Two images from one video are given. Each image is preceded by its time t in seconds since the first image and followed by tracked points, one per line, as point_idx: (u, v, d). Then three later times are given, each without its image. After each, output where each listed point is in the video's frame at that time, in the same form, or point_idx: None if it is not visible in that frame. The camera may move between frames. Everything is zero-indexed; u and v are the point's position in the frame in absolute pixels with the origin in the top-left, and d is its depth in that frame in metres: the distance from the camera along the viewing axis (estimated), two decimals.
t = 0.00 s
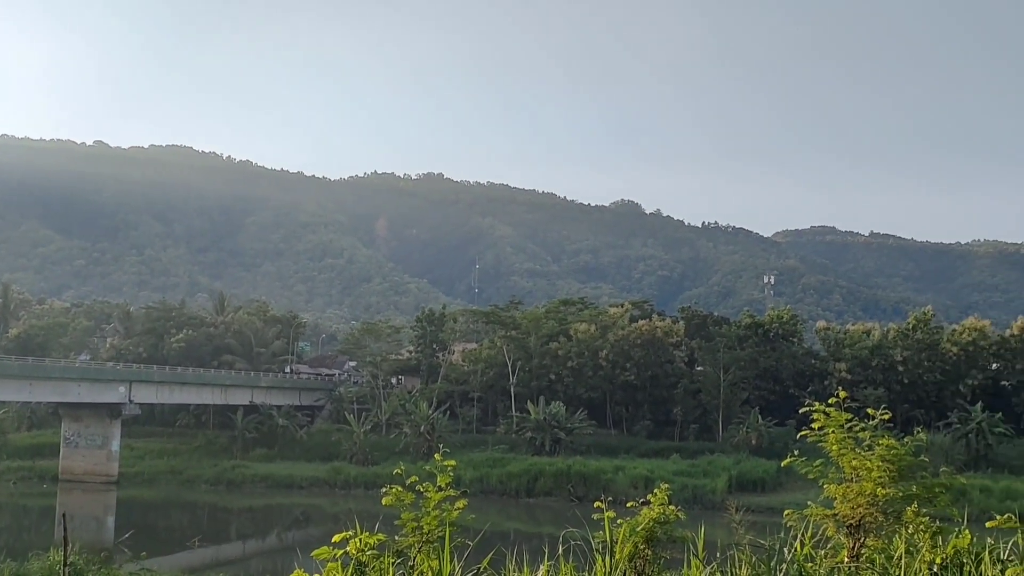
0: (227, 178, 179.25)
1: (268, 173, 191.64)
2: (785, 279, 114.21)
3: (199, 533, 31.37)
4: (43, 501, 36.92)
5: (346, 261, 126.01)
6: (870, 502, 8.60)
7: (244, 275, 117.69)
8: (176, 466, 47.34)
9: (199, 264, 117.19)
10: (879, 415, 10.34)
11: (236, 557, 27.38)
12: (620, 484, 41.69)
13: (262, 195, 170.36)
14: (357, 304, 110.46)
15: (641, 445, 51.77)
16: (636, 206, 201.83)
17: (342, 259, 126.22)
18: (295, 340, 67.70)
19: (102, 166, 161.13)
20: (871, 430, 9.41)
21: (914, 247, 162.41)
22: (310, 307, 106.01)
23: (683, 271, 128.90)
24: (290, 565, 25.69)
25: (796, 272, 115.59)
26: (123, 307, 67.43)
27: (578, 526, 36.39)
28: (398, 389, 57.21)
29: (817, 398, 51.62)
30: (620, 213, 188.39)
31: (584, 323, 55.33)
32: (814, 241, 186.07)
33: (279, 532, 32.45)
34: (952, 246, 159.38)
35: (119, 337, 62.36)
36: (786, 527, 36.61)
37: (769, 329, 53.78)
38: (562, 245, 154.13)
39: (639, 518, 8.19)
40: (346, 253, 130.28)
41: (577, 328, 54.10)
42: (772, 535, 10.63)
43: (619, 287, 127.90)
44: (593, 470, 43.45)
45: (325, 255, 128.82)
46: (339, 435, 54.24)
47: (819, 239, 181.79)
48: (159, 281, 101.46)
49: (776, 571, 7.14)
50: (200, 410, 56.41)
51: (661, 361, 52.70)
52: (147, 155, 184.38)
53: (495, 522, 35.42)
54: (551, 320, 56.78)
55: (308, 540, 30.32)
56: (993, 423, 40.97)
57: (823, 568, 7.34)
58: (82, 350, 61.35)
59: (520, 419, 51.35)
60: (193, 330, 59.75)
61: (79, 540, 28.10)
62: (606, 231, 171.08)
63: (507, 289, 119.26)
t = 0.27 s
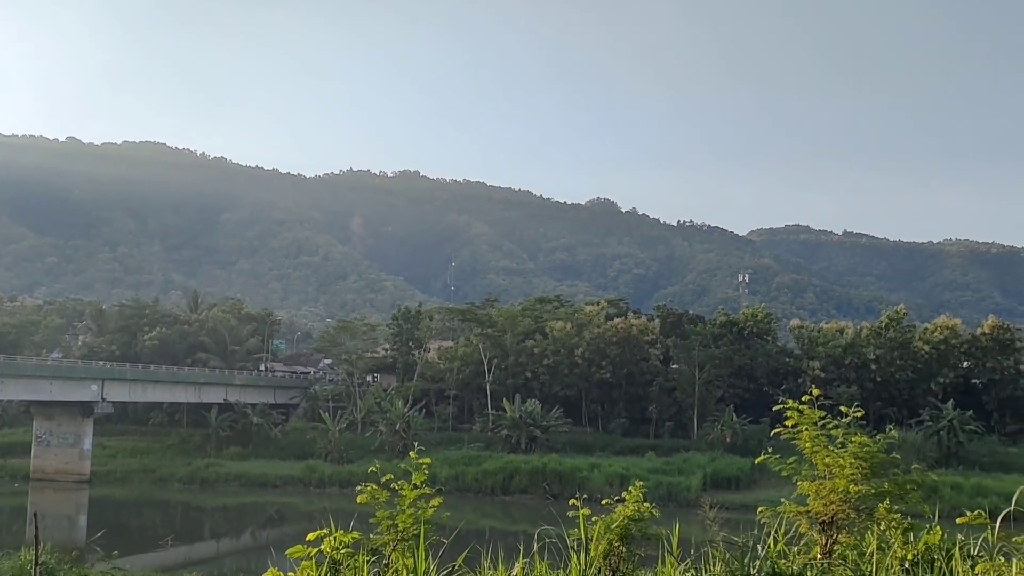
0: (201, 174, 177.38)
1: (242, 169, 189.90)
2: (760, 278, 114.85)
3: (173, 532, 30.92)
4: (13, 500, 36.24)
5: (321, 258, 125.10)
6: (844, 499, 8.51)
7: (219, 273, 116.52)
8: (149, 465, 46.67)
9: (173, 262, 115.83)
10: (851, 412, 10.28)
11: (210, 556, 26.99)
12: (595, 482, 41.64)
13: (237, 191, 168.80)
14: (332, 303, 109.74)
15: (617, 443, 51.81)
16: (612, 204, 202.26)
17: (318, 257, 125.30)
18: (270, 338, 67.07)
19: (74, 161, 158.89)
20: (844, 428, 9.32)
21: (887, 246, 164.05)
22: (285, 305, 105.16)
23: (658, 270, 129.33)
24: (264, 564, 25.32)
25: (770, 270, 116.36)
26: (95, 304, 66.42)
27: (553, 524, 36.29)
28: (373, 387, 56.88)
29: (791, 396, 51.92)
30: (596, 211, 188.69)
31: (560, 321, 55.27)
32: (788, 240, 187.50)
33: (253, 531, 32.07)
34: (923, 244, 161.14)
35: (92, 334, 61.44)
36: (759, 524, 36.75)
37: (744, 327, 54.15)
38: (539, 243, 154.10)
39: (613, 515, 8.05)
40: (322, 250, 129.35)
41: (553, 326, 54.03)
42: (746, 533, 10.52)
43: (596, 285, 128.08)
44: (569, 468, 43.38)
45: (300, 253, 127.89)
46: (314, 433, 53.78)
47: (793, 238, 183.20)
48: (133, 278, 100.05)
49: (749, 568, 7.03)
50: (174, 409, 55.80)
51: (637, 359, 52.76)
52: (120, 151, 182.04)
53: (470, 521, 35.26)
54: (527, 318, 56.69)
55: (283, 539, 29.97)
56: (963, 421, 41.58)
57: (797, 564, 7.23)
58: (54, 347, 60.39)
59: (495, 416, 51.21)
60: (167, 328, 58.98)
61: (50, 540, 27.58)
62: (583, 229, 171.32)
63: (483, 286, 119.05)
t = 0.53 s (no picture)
0: (172, 170, 175.14)
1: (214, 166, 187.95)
2: (733, 277, 115.48)
3: (144, 531, 30.45)
4: None
5: (294, 256, 124.14)
6: (815, 497, 8.43)
7: (191, 271, 115.16)
8: (119, 464, 45.92)
9: (144, 259, 114.30)
10: (822, 411, 10.24)
11: (181, 556, 26.58)
12: (568, 479, 41.60)
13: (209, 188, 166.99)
14: (306, 301, 108.98)
15: (590, 441, 51.88)
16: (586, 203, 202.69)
17: (291, 255, 124.35)
18: (242, 335, 66.38)
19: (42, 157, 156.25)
20: (816, 426, 9.25)
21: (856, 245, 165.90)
22: (257, 303, 104.21)
23: (632, 269, 129.72)
24: (236, 564, 24.95)
25: (743, 269, 117.05)
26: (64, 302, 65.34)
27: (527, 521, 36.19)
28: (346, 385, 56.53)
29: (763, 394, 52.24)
30: (570, 209, 189.07)
31: (533, 319, 55.21)
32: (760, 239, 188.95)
33: (225, 529, 31.67)
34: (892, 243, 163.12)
35: (61, 332, 60.42)
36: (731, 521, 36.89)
37: (716, 325, 54.06)
38: (513, 241, 153.98)
39: (587, 512, 7.92)
40: (295, 247, 128.33)
41: (526, 324, 53.98)
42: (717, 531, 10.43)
43: (569, 283, 128.23)
44: (542, 466, 43.33)
45: (272, 250, 126.83)
46: (287, 431, 53.28)
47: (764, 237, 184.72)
48: (104, 275, 98.46)
49: (722, 565, 6.95)
50: (144, 407, 54.80)
51: (610, 357, 52.85)
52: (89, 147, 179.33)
53: (443, 518, 35.09)
54: (501, 317, 56.59)
55: (256, 537, 29.60)
56: (933, 418, 42.19)
57: (768, 561, 7.16)
58: (22, 346, 59.31)
59: (469, 415, 51.09)
60: (138, 326, 58.15)
61: (18, 540, 27.05)
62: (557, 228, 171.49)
63: (457, 284, 118.83)
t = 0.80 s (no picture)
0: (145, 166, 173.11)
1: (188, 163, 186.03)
2: (708, 275, 116.09)
3: (117, 530, 30.01)
4: None
5: (269, 254, 123.17)
6: (788, 494, 8.37)
7: (164, 268, 113.86)
8: (92, 462, 45.25)
9: (117, 256, 112.84)
10: (796, 408, 10.20)
11: (155, 555, 26.20)
12: (544, 477, 41.55)
13: (183, 184, 165.27)
14: (281, 299, 108.18)
15: (566, 439, 51.86)
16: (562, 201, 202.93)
17: (266, 252, 123.35)
18: (217, 334, 65.71)
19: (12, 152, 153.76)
20: (788, 423, 9.21)
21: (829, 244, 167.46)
22: (231, 301, 103.28)
23: (607, 267, 130.11)
24: (211, 562, 24.61)
25: (717, 268, 117.69)
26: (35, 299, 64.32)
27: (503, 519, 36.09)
28: (322, 383, 56.13)
29: (737, 392, 52.46)
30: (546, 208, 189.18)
31: (509, 317, 55.11)
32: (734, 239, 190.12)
33: (199, 528, 31.28)
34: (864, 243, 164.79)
35: (32, 330, 59.46)
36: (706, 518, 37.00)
37: (691, 324, 54.21)
38: (489, 240, 153.84)
39: (562, 510, 7.80)
40: (270, 245, 127.32)
41: (503, 322, 53.87)
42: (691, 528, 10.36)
43: (545, 282, 128.31)
44: (518, 464, 43.22)
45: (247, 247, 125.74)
46: (261, 430, 52.79)
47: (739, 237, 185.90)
48: (76, 272, 97.13)
49: (696, 561, 6.87)
50: (118, 405, 54.03)
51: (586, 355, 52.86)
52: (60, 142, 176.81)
53: (419, 516, 34.90)
54: (477, 315, 56.43)
55: (231, 536, 29.27)
56: (905, 417, 42.47)
57: (743, 557, 7.08)
58: None
59: (445, 413, 50.90)
60: (111, 323, 57.35)
61: None
62: (533, 226, 171.54)
63: (433, 282, 118.43)
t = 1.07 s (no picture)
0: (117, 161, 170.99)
1: (161, 159, 184.03)
2: (683, 274, 116.59)
3: (89, 529, 29.55)
4: None
5: (244, 251, 122.11)
6: (762, 491, 8.35)
7: (137, 265, 112.50)
8: (64, 461, 44.57)
9: (89, 253, 111.31)
10: (769, 406, 10.17)
11: (129, 554, 25.82)
12: (521, 475, 41.48)
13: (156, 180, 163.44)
14: (256, 296, 107.32)
15: (542, 436, 51.83)
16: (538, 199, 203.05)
17: (240, 249, 122.27)
18: (191, 331, 65.00)
19: None
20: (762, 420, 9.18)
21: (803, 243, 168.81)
22: (205, 299, 102.24)
23: (584, 266, 130.34)
24: (185, 561, 24.27)
25: (693, 266, 118.20)
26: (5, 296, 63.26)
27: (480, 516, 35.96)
28: (297, 381, 55.70)
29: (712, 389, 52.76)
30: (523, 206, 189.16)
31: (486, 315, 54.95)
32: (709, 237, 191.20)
33: (173, 527, 30.88)
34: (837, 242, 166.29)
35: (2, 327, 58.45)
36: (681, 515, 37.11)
37: (667, 322, 54.36)
38: (465, 238, 153.53)
39: (537, 506, 7.69)
40: (244, 242, 126.24)
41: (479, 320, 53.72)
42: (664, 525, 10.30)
43: (522, 279, 128.24)
44: (494, 462, 43.10)
45: (221, 244, 124.57)
46: (236, 428, 52.28)
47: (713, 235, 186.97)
48: (48, 269, 95.68)
49: (670, 556, 6.79)
50: (90, 403, 53.29)
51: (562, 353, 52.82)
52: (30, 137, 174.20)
53: (395, 514, 34.68)
54: (453, 312, 56.21)
55: (206, 535, 28.93)
56: (879, 413, 42.70)
57: (717, 554, 7.02)
58: None
59: (421, 410, 50.68)
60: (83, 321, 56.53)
61: None
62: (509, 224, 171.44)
63: (409, 280, 117.95)
